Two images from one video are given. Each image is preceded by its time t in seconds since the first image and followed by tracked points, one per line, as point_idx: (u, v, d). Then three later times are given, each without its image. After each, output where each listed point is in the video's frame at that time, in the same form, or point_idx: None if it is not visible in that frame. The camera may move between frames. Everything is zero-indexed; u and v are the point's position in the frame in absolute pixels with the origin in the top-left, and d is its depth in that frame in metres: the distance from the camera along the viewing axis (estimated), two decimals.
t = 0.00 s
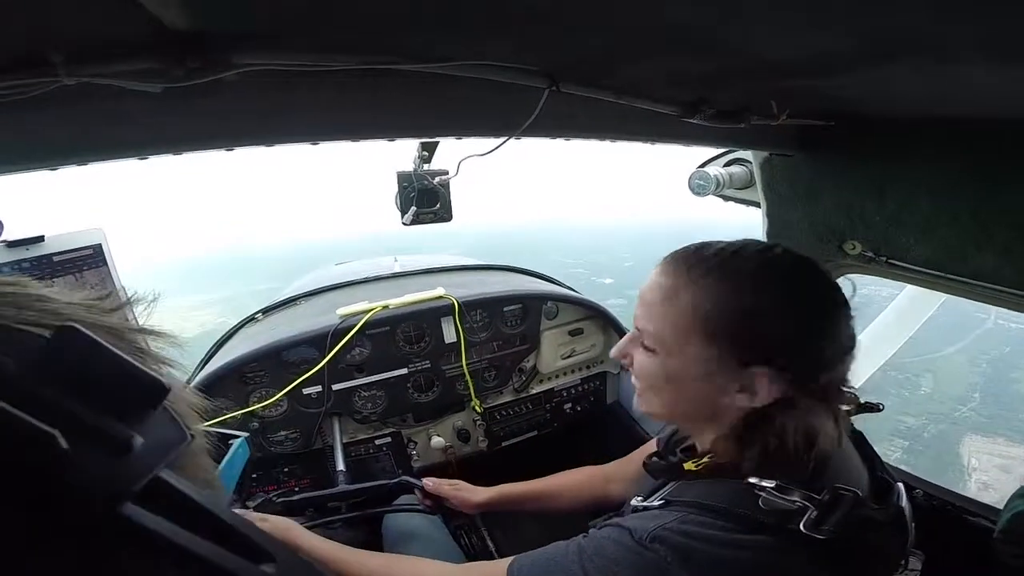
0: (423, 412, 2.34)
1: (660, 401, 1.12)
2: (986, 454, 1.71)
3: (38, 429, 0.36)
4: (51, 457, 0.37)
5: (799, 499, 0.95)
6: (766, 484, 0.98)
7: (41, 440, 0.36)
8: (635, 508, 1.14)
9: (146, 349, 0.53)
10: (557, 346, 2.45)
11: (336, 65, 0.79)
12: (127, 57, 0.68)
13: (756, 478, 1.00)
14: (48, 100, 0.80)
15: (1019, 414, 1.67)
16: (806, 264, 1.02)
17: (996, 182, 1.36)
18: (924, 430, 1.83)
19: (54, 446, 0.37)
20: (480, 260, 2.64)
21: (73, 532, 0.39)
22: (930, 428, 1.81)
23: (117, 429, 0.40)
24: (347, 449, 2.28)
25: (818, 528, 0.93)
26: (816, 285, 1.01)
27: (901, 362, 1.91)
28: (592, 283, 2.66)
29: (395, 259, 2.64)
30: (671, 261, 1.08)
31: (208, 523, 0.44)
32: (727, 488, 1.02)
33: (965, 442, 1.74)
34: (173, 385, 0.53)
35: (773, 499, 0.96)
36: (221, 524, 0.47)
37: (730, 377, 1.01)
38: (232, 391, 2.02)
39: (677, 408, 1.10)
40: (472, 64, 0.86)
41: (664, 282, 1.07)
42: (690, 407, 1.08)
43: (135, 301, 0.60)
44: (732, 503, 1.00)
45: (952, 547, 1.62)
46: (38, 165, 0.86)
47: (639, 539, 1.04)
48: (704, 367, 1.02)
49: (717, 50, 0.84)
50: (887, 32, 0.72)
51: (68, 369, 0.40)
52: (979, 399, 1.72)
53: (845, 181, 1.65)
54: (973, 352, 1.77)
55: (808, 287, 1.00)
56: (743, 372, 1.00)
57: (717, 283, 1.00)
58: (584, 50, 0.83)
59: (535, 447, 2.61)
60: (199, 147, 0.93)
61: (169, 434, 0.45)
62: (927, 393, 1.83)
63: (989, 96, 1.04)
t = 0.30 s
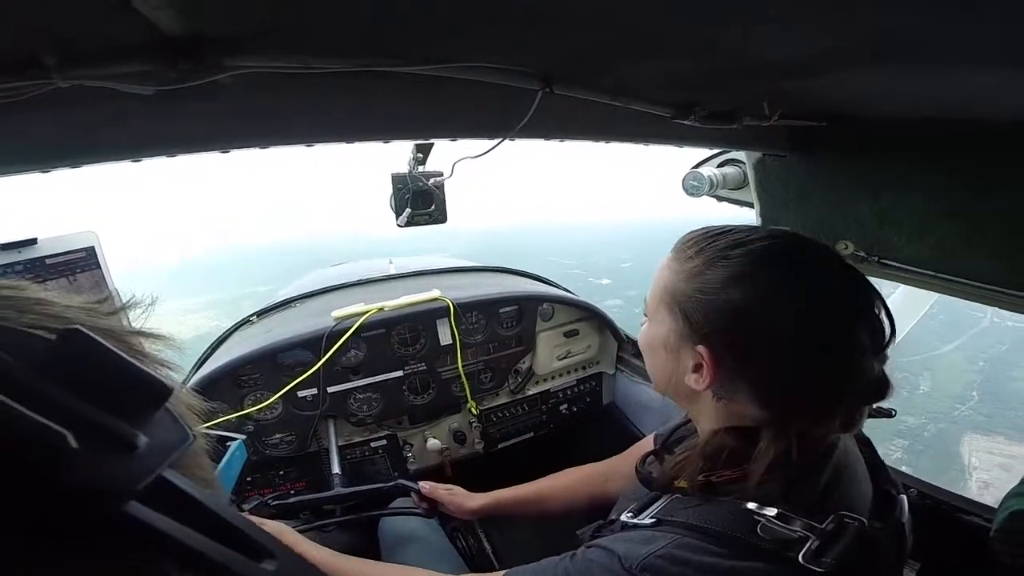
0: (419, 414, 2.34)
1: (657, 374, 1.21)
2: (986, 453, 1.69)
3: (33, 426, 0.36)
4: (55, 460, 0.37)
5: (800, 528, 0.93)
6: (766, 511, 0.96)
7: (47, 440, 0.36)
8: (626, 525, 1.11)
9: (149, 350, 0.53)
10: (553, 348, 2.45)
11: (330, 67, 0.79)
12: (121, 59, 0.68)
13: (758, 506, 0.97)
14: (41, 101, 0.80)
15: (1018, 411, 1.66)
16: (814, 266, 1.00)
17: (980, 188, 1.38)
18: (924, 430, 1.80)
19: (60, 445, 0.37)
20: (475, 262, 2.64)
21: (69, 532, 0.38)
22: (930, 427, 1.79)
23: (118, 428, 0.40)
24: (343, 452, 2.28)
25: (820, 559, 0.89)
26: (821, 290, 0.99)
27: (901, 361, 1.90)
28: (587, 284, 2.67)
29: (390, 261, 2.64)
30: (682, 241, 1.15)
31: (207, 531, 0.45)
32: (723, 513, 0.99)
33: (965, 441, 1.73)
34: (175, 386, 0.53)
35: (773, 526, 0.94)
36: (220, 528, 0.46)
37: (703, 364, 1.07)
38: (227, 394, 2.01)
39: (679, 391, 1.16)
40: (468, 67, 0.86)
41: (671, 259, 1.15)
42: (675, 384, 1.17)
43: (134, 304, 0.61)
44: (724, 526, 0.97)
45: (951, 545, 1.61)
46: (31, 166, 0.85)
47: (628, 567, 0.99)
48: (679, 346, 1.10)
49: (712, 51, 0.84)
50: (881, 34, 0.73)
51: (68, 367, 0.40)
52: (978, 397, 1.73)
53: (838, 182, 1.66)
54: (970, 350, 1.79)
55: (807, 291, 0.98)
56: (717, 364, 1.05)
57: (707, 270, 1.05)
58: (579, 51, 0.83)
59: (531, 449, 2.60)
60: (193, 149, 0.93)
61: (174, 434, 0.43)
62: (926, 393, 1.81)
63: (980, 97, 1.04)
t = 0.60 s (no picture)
0: (408, 421, 2.32)
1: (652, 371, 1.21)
2: (982, 451, 1.65)
3: None
4: None
5: (786, 534, 0.93)
6: (751, 516, 0.96)
7: None
8: (610, 532, 1.10)
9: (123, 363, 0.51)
10: (542, 353, 2.44)
11: (305, 75, 0.78)
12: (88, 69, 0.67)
13: (742, 510, 0.97)
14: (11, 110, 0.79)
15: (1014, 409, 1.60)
16: (816, 271, 1.00)
17: (975, 180, 1.35)
18: (919, 429, 1.74)
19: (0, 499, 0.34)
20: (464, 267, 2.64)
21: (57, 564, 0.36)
22: (926, 425, 1.73)
23: (74, 475, 0.36)
24: (332, 460, 2.26)
25: (806, 565, 0.89)
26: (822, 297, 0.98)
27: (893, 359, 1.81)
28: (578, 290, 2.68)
29: (378, 267, 2.63)
30: (685, 238, 1.14)
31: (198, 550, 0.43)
32: (708, 519, 0.98)
33: (961, 439, 1.68)
34: (145, 402, 0.50)
35: (759, 533, 0.93)
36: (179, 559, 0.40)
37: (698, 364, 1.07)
38: (212, 402, 2.00)
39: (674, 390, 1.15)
40: (448, 74, 0.85)
41: (673, 256, 1.14)
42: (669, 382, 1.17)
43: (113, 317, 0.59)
44: (711, 532, 0.96)
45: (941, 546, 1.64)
46: (4, 176, 0.85)
47: None
48: (676, 345, 1.10)
49: (691, 56, 0.84)
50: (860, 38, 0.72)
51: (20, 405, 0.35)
52: (971, 395, 1.67)
53: (824, 185, 1.66)
54: (961, 349, 1.70)
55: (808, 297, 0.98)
56: (713, 365, 1.04)
57: (710, 270, 1.04)
58: (557, 57, 0.83)
59: (522, 454, 2.58)
60: (170, 156, 0.93)
61: (137, 473, 0.39)
62: (920, 391, 1.74)
63: (963, 100, 1.05)
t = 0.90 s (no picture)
0: (410, 417, 2.32)
1: (661, 362, 1.21)
2: (995, 445, 1.64)
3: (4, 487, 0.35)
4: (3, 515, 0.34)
5: (791, 528, 0.93)
6: (755, 510, 0.95)
7: None
8: (609, 526, 1.08)
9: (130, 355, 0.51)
10: (544, 349, 2.43)
11: (301, 69, 0.77)
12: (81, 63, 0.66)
13: (746, 504, 0.97)
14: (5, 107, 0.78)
15: None
16: (826, 265, 0.99)
17: (979, 171, 1.33)
18: (931, 423, 1.74)
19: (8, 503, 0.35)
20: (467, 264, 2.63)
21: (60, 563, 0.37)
22: (938, 419, 1.72)
23: (83, 474, 0.36)
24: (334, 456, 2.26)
25: (813, 558, 0.88)
26: (831, 291, 0.97)
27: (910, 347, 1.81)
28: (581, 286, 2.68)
29: (380, 263, 2.62)
30: (697, 229, 1.14)
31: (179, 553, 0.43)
32: (711, 513, 0.97)
33: (974, 433, 1.66)
34: (154, 393, 0.50)
35: (763, 527, 0.93)
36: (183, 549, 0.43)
37: (705, 356, 1.07)
38: (214, 400, 2.00)
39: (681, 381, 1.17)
40: (445, 66, 0.84)
41: (683, 247, 1.14)
42: (676, 373, 1.17)
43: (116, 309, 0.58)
44: (714, 527, 0.95)
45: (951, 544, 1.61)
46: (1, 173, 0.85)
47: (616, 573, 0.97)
48: (683, 336, 1.10)
49: (691, 49, 0.83)
50: (864, 29, 0.71)
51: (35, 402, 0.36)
52: (983, 387, 1.67)
53: (825, 178, 1.65)
54: (971, 342, 1.69)
55: (817, 291, 0.96)
56: (718, 358, 1.04)
57: (719, 262, 1.04)
58: (556, 50, 0.82)
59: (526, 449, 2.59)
60: (167, 152, 0.92)
61: (148, 471, 0.41)
62: (931, 384, 1.76)
63: (968, 92, 1.03)
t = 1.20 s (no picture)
0: (407, 415, 2.31)
1: (659, 366, 1.20)
2: (1002, 444, 1.63)
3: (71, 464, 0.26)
4: (69, 495, 0.27)
5: (791, 534, 0.91)
6: (755, 517, 0.94)
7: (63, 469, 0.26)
8: (607, 530, 1.06)
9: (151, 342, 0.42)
10: (544, 347, 2.42)
11: (302, 55, 0.76)
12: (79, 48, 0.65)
13: (745, 510, 0.95)
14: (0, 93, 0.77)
15: None
16: (827, 268, 0.98)
17: (980, 172, 1.34)
18: (938, 422, 1.72)
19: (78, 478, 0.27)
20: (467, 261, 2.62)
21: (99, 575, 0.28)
22: (944, 417, 1.71)
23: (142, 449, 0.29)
24: (331, 454, 2.24)
25: (813, 567, 0.87)
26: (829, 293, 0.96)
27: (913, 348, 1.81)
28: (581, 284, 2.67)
29: (379, 260, 2.61)
30: (694, 231, 1.13)
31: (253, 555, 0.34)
32: (710, 519, 0.95)
33: (981, 432, 1.66)
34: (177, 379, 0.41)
35: (763, 533, 0.91)
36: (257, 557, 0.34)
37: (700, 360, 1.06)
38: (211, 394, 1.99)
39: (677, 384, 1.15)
40: (449, 55, 0.83)
41: (680, 250, 1.13)
42: (673, 377, 1.16)
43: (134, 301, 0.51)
44: (713, 533, 0.93)
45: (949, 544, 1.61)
46: None
47: None
48: (679, 341, 1.09)
49: (699, 44, 0.82)
50: (876, 24, 0.70)
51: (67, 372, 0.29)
52: (990, 386, 1.66)
53: (829, 177, 1.64)
54: (977, 339, 1.68)
55: (815, 294, 0.96)
56: (714, 362, 1.03)
57: (715, 266, 1.03)
58: (562, 42, 0.81)
59: (523, 447, 2.58)
60: (165, 142, 0.91)
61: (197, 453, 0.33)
62: (937, 382, 1.74)
63: (977, 91, 1.02)
